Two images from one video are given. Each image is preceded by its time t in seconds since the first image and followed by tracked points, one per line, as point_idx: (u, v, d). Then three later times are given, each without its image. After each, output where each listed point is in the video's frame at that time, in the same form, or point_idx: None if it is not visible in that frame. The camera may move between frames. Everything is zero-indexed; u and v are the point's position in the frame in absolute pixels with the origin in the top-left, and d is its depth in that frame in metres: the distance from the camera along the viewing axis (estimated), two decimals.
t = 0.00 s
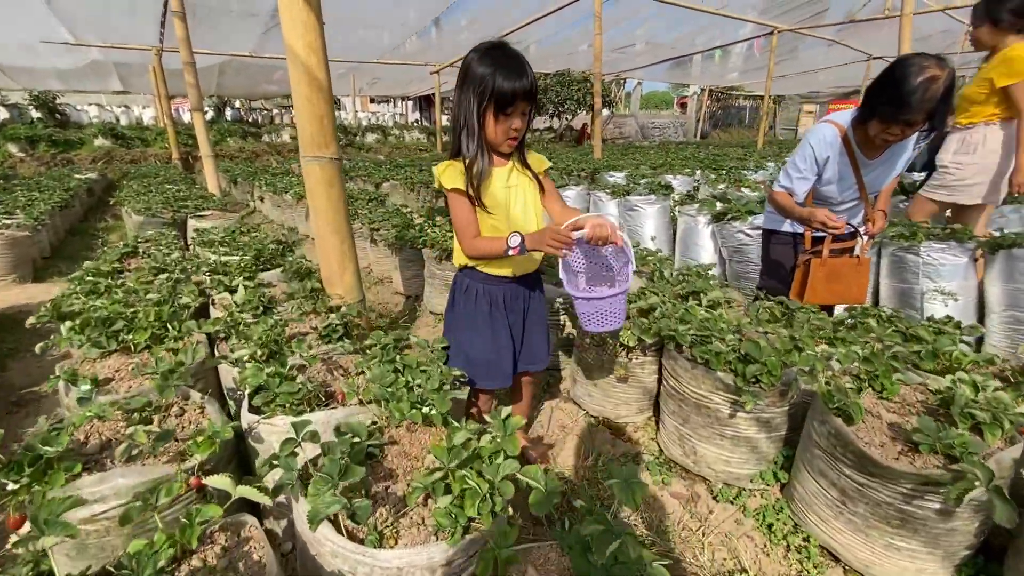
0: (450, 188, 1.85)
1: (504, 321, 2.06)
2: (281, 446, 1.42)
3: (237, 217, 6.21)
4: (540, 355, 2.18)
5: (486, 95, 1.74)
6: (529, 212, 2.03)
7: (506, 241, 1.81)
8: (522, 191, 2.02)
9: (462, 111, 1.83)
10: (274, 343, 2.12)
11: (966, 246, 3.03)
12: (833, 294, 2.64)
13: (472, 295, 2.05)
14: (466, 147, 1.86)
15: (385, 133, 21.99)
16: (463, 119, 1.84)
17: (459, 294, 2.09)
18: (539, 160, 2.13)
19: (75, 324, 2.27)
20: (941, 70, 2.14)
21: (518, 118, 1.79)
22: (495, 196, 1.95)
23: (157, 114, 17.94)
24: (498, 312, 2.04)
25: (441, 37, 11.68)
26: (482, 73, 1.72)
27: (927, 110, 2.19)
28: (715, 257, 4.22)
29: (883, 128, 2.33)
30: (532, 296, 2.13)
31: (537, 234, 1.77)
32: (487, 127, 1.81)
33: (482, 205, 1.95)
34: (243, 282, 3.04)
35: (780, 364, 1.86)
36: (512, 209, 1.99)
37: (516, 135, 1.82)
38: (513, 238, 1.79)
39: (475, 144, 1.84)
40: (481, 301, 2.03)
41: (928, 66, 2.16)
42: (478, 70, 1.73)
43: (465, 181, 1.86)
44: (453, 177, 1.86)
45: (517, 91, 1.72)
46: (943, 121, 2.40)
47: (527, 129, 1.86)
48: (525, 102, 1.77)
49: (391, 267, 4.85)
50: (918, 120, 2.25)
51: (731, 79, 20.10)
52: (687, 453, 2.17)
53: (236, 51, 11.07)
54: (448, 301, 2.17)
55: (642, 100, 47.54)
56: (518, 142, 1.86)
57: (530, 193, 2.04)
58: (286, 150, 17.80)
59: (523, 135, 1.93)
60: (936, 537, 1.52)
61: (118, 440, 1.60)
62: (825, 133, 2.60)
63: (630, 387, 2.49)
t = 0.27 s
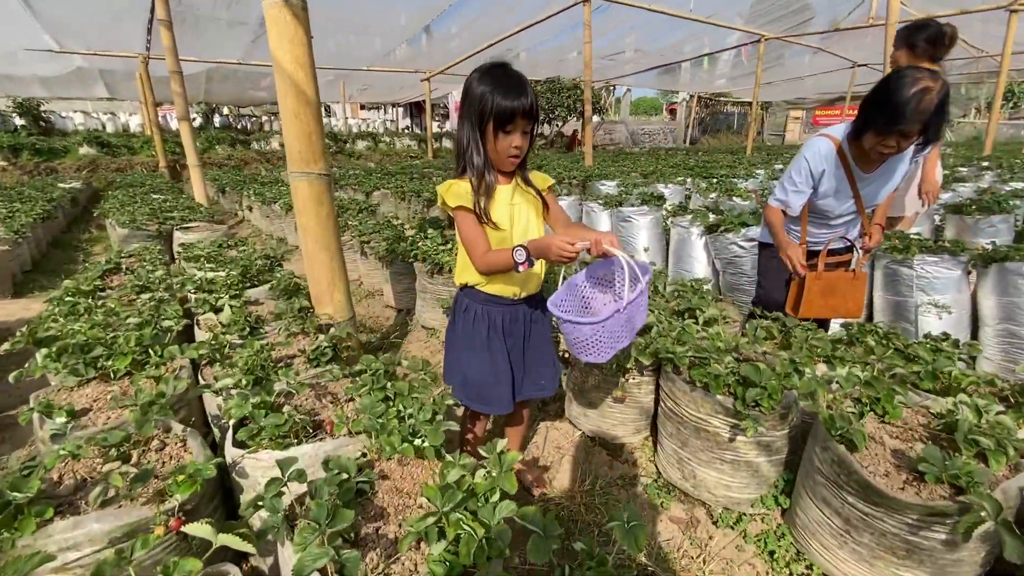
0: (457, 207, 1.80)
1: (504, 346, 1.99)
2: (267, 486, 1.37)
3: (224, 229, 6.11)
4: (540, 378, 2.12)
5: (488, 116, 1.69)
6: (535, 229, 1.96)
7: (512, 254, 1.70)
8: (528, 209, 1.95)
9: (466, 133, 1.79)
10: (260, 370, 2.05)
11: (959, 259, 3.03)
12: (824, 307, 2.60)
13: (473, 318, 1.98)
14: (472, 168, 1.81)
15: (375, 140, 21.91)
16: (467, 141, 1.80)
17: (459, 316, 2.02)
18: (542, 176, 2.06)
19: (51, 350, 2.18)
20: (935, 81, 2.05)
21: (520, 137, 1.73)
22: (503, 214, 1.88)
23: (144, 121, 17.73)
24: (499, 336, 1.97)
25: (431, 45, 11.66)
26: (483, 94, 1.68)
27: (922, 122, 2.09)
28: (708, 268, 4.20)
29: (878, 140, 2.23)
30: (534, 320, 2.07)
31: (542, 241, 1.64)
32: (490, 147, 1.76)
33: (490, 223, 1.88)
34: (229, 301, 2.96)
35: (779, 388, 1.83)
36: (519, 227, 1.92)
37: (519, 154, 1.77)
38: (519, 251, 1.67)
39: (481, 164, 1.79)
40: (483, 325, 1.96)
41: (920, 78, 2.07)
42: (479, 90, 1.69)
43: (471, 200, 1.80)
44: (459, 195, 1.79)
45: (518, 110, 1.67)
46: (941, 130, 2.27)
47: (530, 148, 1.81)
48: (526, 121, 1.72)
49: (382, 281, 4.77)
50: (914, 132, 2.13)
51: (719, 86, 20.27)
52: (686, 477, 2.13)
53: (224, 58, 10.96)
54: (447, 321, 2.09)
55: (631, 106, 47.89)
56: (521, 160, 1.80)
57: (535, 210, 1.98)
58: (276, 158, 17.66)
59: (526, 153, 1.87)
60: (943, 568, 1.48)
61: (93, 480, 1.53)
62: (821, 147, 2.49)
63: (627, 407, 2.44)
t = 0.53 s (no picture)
0: (440, 227, 1.77)
1: (490, 369, 1.94)
2: (244, 524, 1.33)
3: (211, 240, 6.02)
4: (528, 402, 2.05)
5: (477, 136, 1.66)
6: (519, 254, 1.92)
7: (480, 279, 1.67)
8: (514, 233, 1.91)
9: (455, 153, 1.76)
10: (241, 396, 2.00)
11: (946, 271, 3.04)
12: (815, 321, 2.64)
13: (459, 339, 1.95)
14: (460, 189, 1.78)
15: (367, 147, 21.84)
16: (455, 161, 1.77)
17: (446, 336, 2.00)
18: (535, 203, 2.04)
19: (25, 375, 2.12)
20: (927, 87, 2.01)
21: (509, 158, 1.70)
22: (487, 236, 1.85)
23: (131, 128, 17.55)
24: (484, 358, 1.93)
25: (421, 52, 11.64)
26: (473, 113, 1.65)
27: (920, 127, 2.05)
28: (698, 280, 4.19)
29: (873, 147, 2.19)
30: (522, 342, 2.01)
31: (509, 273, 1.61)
32: (479, 168, 1.73)
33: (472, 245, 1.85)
34: (213, 318, 2.90)
35: (770, 410, 1.81)
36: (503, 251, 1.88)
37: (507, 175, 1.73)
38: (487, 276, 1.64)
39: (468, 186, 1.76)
40: (468, 346, 1.93)
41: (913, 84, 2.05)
42: (469, 109, 1.66)
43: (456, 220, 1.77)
44: (442, 215, 1.77)
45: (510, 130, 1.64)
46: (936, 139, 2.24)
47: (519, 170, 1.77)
48: (516, 143, 1.69)
49: (370, 293, 4.72)
50: (913, 137, 2.09)
51: (707, 92, 20.40)
52: (678, 498, 2.10)
53: (213, 65, 10.88)
54: (437, 342, 2.07)
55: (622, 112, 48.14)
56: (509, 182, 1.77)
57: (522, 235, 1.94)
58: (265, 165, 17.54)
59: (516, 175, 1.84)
60: None
61: (64, 517, 1.48)
62: (815, 157, 2.45)
63: (618, 426, 2.41)
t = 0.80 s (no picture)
0: (442, 251, 1.73)
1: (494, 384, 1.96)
2: (228, 555, 1.31)
3: (199, 249, 5.96)
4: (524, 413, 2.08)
5: (474, 155, 1.65)
6: (513, 276, 1.96)
7: (473, 309, 1.76)
8: (507, 254, 1.93)
9: (449, 170, 1.73)
10: (227, 418, 1.98)
11: (932, 283, 3.07)
12: (810, 330, 2.59)
13: (460, 357, 1.94)
14: (456, 207, 1.76)
15: (359, 152, 21.79)
16: (448, 174, 1.74)
17: (444, 355, 1.97)
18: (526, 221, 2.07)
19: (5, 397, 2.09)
20: (924, 90, 1.99)
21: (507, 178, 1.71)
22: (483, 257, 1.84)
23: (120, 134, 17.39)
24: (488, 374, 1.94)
25: (413, 58, 11.65)
26: (469, 132, 1.64)
27: (921, 128, 2.02)
28: (688, 289, 4.20)
29: (871, 151, 2.15)
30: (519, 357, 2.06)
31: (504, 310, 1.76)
32: (476, 188, 1.71)
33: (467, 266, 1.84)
34: (200, 335, 2.87)
35: (759, 429, 1.82)
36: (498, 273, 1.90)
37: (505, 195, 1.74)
38: (480, 307, 1.75)
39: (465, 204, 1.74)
40: (471, 364, 1.93)
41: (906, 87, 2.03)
42: (464, 128, 1.65)
43: (457, 244, 1.73)
44: (445, 239, 1.72)
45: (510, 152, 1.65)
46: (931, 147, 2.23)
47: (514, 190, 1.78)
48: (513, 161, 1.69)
49: (361, 304, 4.69)
50: (914, 140, 2.06)
51: (697, 98, 20.55)
52: (668, 516, 2.10)
53: (202, 72, 10.82)
54: (430, 360, 2.04)
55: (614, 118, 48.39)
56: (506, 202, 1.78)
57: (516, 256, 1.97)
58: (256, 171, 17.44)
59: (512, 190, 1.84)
60: None
61: (43, 548, 1.46)
62: (809, 163, 2.41)
63: (609, 441, 2.40)
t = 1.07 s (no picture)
0: (449, 268, 1.72)
1: (497, 394, 1.99)
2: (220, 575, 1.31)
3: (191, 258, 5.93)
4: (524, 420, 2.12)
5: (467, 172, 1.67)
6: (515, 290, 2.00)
7: (485, 319, 1.79)
8: (506, 266, 1.96)
9: (445, 187, 1.74)
10: (219, 433, 1.98)
11: (918, 292, 3.11)
12: (811, 336, 2.54)
13: (462, 368, 1.95)
14: (454, 224, 1.77)
15: (352, 157, 21.74)
16: (445, 189, 1.75)
17: (446, 367, 1.97)
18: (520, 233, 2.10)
19: None
20: (907, 97, 2.03)
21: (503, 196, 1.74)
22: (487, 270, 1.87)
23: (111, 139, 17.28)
24: (491, 384, 1.97)
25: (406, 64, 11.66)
26: (462, 150, 1.66)
27: (908, 133, 2.06)
28: (680, 297, 4.24)
29: (860, 158, 2.18)
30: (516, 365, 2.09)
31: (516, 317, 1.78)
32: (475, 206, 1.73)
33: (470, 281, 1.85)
34: (192, 347, 2.86)
35: (748, 441, 1.84)
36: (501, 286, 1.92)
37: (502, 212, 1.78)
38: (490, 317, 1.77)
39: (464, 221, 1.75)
40: (475, 374, 1.95)
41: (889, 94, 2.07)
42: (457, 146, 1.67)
43: (461, 259, 1.73)
44: (450, 255, 1.72)
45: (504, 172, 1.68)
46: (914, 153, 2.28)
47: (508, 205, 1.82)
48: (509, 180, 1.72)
49: (354, 312, 4.68)
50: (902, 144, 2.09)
51: (689, 103, 20.71)
52: (659, 527, 2.11)
53: (194, 77, 10.78)
54: (430, 374, 2.04)
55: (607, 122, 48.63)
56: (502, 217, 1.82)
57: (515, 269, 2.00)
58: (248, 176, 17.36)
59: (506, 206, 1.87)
60: None
61: (34, 569, 1.46)
62: (798, 173, 2.43)
63: (601, 452, 2.41)
